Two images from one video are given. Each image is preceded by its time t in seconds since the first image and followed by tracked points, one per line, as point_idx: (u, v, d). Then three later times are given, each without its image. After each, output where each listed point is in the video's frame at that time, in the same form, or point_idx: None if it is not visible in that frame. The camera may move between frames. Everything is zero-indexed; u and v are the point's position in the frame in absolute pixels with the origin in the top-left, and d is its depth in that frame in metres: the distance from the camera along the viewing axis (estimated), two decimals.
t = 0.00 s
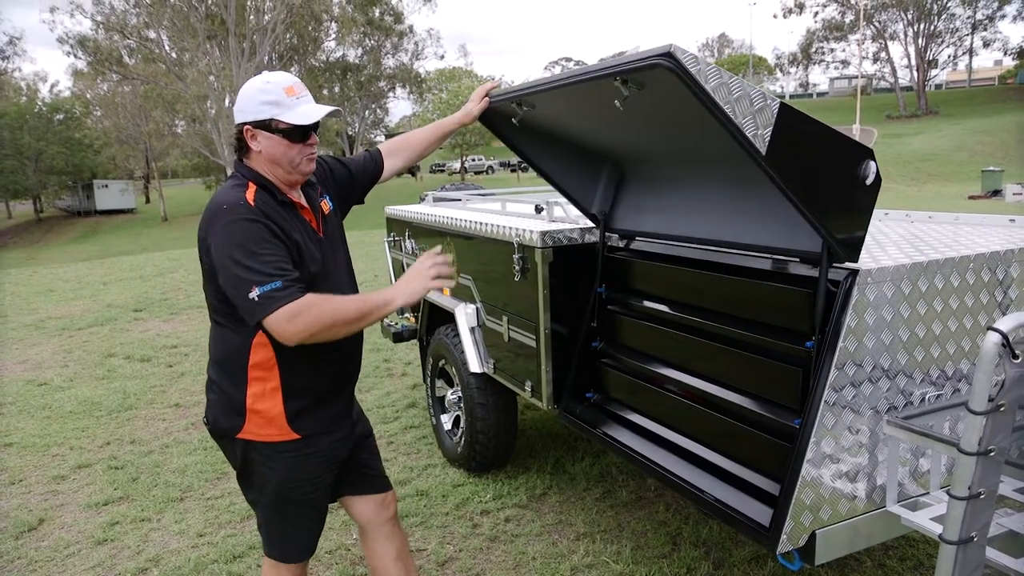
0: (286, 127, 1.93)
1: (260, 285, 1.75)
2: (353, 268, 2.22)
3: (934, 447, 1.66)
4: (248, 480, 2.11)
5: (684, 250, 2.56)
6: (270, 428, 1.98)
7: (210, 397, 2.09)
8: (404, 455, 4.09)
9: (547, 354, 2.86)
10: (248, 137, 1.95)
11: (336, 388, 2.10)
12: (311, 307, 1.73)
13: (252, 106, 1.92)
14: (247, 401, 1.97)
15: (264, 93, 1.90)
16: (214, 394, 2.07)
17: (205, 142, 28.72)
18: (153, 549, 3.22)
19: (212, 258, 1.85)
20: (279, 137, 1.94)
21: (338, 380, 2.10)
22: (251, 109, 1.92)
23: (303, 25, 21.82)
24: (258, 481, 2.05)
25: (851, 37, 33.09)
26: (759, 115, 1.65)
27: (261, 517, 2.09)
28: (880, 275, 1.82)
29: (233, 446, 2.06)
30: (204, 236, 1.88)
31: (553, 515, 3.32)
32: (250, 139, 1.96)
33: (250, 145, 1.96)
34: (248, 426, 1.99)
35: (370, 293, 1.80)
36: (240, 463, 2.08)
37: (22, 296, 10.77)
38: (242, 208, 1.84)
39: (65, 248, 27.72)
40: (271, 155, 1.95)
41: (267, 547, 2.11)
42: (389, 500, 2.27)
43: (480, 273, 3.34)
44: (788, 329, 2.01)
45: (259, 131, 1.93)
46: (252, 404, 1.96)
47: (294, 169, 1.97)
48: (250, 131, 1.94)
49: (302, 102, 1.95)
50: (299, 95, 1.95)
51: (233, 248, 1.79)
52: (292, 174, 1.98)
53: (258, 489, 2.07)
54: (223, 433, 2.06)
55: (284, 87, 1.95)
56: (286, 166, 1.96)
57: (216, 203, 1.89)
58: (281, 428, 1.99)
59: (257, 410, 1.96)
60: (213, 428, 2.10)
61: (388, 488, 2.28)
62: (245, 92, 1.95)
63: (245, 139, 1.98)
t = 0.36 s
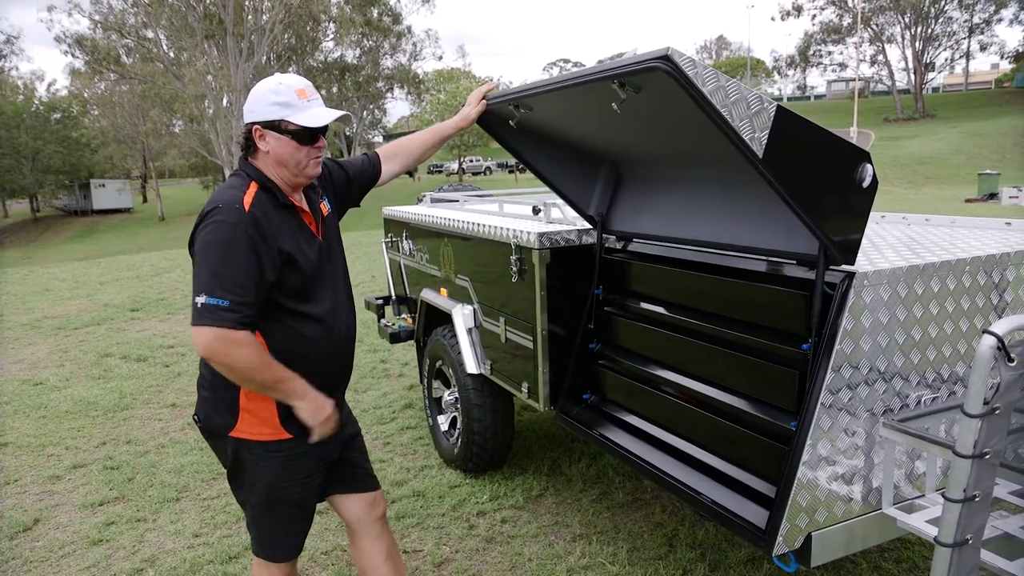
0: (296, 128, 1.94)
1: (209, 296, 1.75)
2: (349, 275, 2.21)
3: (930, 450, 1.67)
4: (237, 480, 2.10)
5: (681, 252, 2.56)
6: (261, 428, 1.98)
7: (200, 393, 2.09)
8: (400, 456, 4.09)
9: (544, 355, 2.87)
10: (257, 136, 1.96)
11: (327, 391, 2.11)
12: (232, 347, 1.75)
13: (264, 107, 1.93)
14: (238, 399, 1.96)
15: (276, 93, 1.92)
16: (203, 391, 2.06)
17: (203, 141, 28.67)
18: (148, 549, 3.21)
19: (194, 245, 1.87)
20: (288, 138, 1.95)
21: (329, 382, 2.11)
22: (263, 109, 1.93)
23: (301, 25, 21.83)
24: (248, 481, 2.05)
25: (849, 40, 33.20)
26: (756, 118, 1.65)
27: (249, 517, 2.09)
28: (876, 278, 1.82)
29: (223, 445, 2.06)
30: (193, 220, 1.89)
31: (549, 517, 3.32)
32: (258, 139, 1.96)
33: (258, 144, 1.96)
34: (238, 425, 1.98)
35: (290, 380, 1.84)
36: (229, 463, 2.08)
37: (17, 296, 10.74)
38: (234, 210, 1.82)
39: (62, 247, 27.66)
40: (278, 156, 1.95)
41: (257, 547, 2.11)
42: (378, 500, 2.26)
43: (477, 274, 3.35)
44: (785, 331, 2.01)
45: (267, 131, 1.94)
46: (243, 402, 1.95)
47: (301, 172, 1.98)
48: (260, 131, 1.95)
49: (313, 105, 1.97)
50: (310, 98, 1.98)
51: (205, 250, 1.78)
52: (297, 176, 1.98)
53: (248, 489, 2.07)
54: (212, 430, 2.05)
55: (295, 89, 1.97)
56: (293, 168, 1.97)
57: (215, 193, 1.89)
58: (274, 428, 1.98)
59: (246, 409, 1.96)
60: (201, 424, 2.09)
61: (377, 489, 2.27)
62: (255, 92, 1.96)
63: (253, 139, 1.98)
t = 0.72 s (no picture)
0: (302, 132, 1.96)
1: (191, 295, 1.77)
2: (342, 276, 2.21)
3: (928, 450, 1.68)
4: (229, 479, 2.09)
5: (679, 253, 2.56)
6: (252, 428, 1.98)
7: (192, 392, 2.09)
8: (398, 457, 4.09)
9: (542, 356, 2.87)
10: (259, 140, 1.94)
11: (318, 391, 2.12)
12: (210, 349, 1.77)
13: (270, 110, 1.92)
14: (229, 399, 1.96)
15: (283, 97, 1.92)
16: (195, 390, 2.06)
17: (201, 142, 28.65)
18: (147, 550, 3.21)
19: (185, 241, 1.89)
20: (293, 142, 1.96)
21: (322, 382, 2.12)
22: (268, 112, 1.92)
23: (299, 26, 21.82)
24: (239, 481, 2.05)
25: (847, 40, 33.25)
26: (754, 119, 1.65)
27: (239, 517, 2.09)
28: (873, 279, 1.82)
29: (214, 446, 2.06)
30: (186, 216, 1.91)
31: (548, 517, 3.32)
32: (261, 143, 1.95)
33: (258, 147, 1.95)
34: (229, 424, 1.99)
35: (265, 387, 1.89)
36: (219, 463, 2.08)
37: (15, 297, 10.72)
38: (224, 211, 1.82)
39: (60, 248, 27.61)
40: (280, 160, 1.95)
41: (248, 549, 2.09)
42: (372, 500, 2.26)
43: (475, 275, 3.35)
44: (784, 332, 2.01)
45: (273, 135, 1.94)
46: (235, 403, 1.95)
47: (304, 174, 2.00)
48: (264, 135, 1.94)
49: (319, 109, 1.99)
50: (315, 102, 1.99)
51: (191, 250, 1.79)
52: (299, 179, 2.00)
53: (238, 490, 2.06)
54: (203, 429, 2.05)
55: (300, 93, 1.97)
56: (295, 172, 1.98)
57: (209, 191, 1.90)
58: (265, 429, 1.98)
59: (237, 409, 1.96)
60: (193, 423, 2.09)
61: (372, 489, 2.28)
62: (258, 93, 1.94)
63: (254, 141, 1.96)
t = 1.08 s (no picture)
0: (312, 133, 1.99)
1: (190, 295, 1.77)
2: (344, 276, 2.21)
3: (928, 453, 1.67)
4: (245, 478, 2.09)
5: (679, 254, 2.56)
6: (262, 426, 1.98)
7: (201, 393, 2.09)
8: (398, 458, 4.09)
9: (542, 358, 2.87)
10: (267, 141, 1.95)
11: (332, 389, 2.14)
12: (208, 349, 1.77)
13: (279, 112, 1.93)
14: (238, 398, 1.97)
15: (293, 101, 1.94)
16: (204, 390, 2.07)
17: (201, 143, 28.67)
18: (146, 552, 3.20)
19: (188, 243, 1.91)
20: (302, 144, 1.99)
21: (329, 381, 2.11)
22: (278, 115, 1.92)
23: (299, 27, 21.83)
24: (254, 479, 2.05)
25: (847, 42, 33.28)
26: (754, 121, 1.65)
27: (254, 514, 2.08)
28: (873, 281, 1.82)
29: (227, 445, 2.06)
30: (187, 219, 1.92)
31: (547, 519, 3.32)
32: (270, 145, 1.95)
33: (265, 148, 1.96)
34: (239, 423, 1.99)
35: (264, 389, 1.88)
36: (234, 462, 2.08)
37: (15, 297, 10.73)
38: (222, 211, 1.82)
39: (60, 249, 27.63)
40: (286, 161, 1.97)
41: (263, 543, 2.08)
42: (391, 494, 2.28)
43: (475, 276, 3.35)
44: (784, 334, 2.01)
45: (282, 138, 1.95)
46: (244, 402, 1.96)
47: (308, 175, 2.02)
48: (274, 137, 1.95)
49: (324, 111, 2.03)
50: (321, 104, 2.02)
51: (189, 250, 1.79)
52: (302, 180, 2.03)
53: (252, 488, 2.06)
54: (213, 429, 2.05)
55: (306, 95, 2.00)
56: (300, 173, 2.01)
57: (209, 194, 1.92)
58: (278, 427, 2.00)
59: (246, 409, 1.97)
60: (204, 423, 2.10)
61: (394, 478, 2.30)
62: (264, 95, 1.94)
63: (260, 143, 1.96)
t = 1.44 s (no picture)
0: (348, 134, 2.02)
1: (209, 277, 1.81)
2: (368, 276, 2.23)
3: (924, 452, 1.68)
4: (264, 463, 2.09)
5: (677, 253, 2.56)
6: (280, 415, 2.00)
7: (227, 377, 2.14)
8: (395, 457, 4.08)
9: (539, 357, 2.87)
10: (304, 143, 1.98)
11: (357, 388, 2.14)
12: (216, 329, 1.79)
13: (318, 114, 1.97)
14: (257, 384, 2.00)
15: (332, 102, 1.97)
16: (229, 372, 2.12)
17: (198, 141, 28.62)
18: (141, 551, 3.19)
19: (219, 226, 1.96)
20: (338, 144, 2.02)
21: (349, 377, 2.11)
22: (316, 117, 1.96)
23: (297, 25, 21.80)
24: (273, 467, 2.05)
25: (844, 43, 33.36)
26: (752, 121, 1.64)
27: (269, 499, 2.09)
28: (871, 281, 1.82)
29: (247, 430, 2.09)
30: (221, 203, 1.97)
31: (544, 518, 3.31)
32: (308, 146, 1.98)
33: (302, 148, 1.99)
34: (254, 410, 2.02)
35: (268, 377, 1.88)
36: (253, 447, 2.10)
37: (10, 295, 10.69)
38: (252, 200, 1.86)
39: (55, 247, 27.54)
40: (322, 161, 2.00)
41: (274, 527, 2.09)
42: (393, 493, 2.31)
43: (473, 275, 3.34)
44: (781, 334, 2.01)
45: (320, 138, 1.98)
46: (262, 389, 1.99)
47: (342, 174, 2.06)
48: (311, 138, 1.97)
49: (360, 112, 2.05)
50: (358, 105, 2.05)
51: (216, 233, 1.84)
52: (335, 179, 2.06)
53: (270, 475, 2.07)
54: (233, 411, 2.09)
55: (343, 96, 2.02)
56: (335, 172, 2.04)
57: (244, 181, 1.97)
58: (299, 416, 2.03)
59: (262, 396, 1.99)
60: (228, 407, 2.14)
61: (394, 481, 2.32)
62: (303, 96, 1.98)
63: (298, 143, 1.99)
